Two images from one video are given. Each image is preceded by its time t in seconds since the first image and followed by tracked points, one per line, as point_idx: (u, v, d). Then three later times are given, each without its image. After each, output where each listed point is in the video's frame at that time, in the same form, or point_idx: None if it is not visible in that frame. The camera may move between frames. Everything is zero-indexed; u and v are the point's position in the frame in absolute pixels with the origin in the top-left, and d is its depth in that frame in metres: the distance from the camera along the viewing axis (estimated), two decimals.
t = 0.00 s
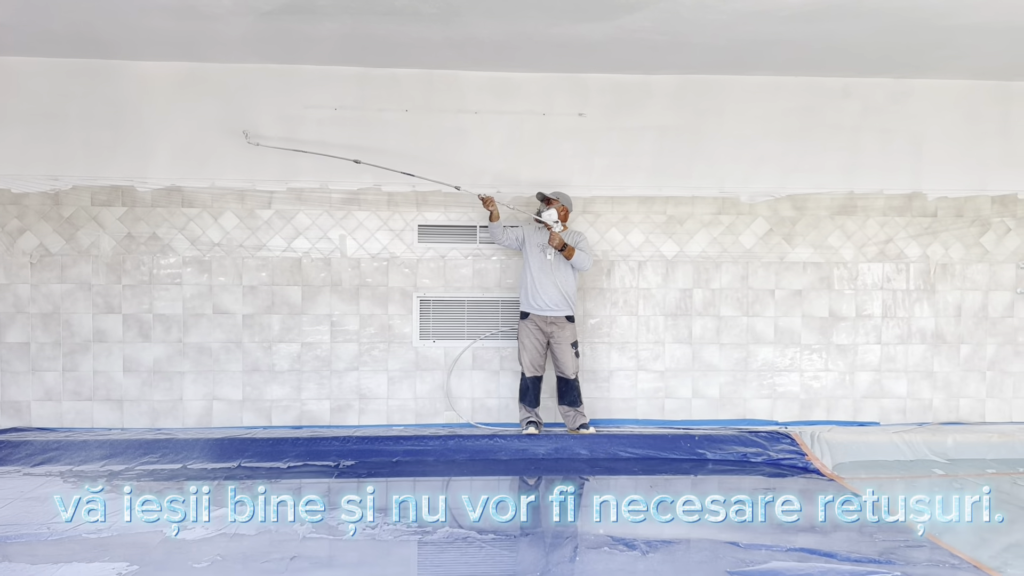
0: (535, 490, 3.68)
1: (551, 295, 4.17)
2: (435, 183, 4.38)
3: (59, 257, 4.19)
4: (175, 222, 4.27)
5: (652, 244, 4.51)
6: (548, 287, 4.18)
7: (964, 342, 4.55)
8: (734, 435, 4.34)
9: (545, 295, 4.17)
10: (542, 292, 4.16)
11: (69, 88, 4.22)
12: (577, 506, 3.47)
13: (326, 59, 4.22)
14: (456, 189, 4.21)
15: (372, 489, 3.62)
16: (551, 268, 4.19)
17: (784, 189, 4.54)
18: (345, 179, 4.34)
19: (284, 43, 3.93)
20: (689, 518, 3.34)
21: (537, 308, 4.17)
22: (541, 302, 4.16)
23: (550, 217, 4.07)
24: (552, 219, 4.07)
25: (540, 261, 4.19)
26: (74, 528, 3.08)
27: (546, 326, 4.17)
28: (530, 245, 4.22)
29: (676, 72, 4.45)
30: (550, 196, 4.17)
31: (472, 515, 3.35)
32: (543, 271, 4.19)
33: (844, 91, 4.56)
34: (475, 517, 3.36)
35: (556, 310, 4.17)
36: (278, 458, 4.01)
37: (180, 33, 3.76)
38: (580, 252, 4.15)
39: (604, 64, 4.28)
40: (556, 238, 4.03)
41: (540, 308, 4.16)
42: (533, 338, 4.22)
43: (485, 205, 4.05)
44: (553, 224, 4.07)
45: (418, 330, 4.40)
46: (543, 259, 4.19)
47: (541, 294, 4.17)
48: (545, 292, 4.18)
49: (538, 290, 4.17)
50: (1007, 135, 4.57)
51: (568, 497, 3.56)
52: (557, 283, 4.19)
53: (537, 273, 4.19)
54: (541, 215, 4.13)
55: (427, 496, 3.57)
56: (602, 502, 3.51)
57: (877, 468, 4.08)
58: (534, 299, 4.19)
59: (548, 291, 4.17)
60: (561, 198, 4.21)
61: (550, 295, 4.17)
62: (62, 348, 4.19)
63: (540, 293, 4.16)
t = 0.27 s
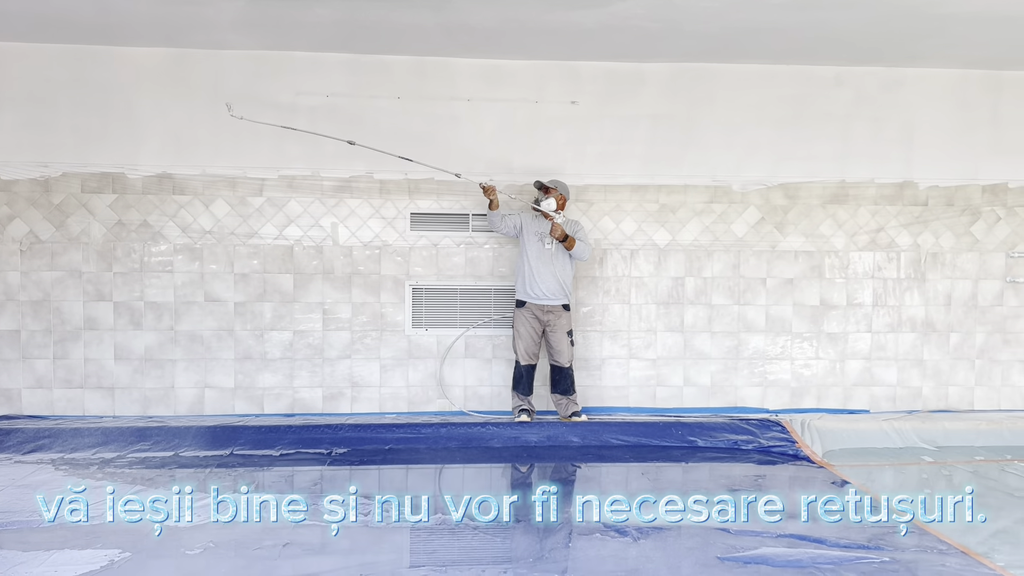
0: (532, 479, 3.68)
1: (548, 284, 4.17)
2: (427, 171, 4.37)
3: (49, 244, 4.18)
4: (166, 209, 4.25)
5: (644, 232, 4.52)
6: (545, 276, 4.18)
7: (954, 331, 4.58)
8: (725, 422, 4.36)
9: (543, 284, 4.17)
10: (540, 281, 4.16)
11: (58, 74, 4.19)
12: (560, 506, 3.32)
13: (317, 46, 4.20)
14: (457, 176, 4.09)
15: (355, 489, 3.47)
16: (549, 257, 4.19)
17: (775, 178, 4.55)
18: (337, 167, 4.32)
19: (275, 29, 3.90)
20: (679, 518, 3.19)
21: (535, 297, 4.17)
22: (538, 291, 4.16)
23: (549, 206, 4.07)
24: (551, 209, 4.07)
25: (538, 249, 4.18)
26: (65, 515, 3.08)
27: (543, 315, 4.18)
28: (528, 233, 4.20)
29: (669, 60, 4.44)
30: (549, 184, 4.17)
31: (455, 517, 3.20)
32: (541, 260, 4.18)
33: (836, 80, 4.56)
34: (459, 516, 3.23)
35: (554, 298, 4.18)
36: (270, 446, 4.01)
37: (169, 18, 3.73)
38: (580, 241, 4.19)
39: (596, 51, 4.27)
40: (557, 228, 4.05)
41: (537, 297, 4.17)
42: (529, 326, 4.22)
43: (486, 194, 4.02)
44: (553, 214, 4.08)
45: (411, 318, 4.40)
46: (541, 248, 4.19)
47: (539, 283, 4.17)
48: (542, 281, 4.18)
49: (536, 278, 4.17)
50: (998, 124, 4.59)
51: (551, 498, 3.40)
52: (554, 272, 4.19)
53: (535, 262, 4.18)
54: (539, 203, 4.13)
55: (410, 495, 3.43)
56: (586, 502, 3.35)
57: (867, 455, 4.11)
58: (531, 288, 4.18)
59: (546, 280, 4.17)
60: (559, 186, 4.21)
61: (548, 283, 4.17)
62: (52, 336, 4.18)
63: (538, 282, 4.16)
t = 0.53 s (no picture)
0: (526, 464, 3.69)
1: (544, 271, 4.17)
2: (419, 157, 4.35)
3: (38, 230, 4.15)
4: (156, 194, 4.23)
5: (637, 219, 4.51)
6: (541, 263, 4.17)
7: (944, 318, 4.60)
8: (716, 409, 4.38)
9: (539, 271, 4.16)
10: (535, 268, 4.15)
11: (46, 57, 4.14)
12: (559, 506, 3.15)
13: (308, 30, 4.17)
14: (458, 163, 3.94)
15: (355, 489, 3.30)
16: (544, 243, 4.19)
17: (768, 165, 4.55)
18: (329, 152, 4.30)
19: (265, 13, 3.87)
20: (687, 518, 3.02)
21: (530, 284, 4.15)
22: (534, 278, 4.15)
23: (545, 193, 4.06)
24: (547, 195, 4.06)
25: (534, 236, 4.17)
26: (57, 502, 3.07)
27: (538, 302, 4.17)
28: (523, 219, 4.18)
29: (662, 46, 4.43)
30: (543, 171, 4.14)
31: (455, 517, 3.03)
32: (537, 247, 4.17)
33: (829, 66, 4.56)
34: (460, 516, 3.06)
35: (549, 285, 4.18)
36: (262, 432, 4.01)
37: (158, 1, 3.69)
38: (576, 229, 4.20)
39: (589, 36, 4.25)
40: (556, 216, 4.03)
41: (532, 284, 4.15)
42: (524, 313, 4.20)
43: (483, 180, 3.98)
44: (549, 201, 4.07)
45: (404, 305, 4.40)
46: (536, 234, 4.17)
47: (535, 270, 4.16)
48: (538, 268, 4.17)
49: (532, 265, 4.16)
50: (990, 112, 4.59)
51: (552, 497, 3.23)
52: (549, 259, 4.19)
53: (530, 249, 4.17)
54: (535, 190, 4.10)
55: (410, 494, 3.27)
56: (586, 502, 3.18)
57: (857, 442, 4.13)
58: (527, 275, 4.16)
59: (542, 267, 4.16)
60: (553, 172, 4.19)
61: (543, 270, 4.16)
62: (42, 322, 4.16)
63: (534, 269, 4.14)
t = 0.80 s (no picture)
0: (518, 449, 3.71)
1: (535, 257, 4.17)
2: (412, 141, 4.33)
3: (28, 213, 4.12)
4: (146, 178, 4.20)
5: (629, 204, 4.51)
6: (532, 249, 4.16)
7: (934, 303, 4.63)
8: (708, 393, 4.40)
9: (530, 257, 4.15)
10: (526, 255, 4.14)
11: (34, 38, 4.10)
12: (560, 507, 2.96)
13: (300, 12, 4.13)
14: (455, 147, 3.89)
15: (355, 489, 3.10)
16: (535, 229, 4.18)
17: (761, 150, 4.55)
18: (320, 136, 4.28)
19: None
20: (695, 519, 2.85)
21: (521, 271, 4.14)
22: (525, 265, 4.14)
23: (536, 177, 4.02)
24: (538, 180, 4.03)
25: (525, 222, 4.16)
26: (49, 486, 3.06)
27: (529, 287, 4.16)
28: (514, 205, 4.16)
29: (655, 30, 4.41)
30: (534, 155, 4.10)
31: (455, 517, 2.85)
32: (528, 233, 4.16)
33: (822, 51, 4.55)
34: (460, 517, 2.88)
35: (539, 271, 4.18)
36: (255, 417, 4.01)
37: None
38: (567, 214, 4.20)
39: (582, 20, 4.23)
40: (551, 201, 4.02)
41: (523, 270, 4.15)
42: (515, 299, 4.18)
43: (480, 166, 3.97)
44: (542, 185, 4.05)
45: (396, 290, 4.39)
46: (527, 221, 4.16)
47: (526, 256, 4.15)
48: (529, 254, 4.16)
49: (523, 252, 4.15)
50: (982, 97, 4.60)
51: (552, 498, 3.04)
52: (540, 245, 4.18)
53: (521, 235, 4.16)
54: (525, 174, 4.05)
55: (410, 494, 3.09)
56: (586, 503, 2.99)
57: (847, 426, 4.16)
58: (518, 261, 4.15)
59: (533, 253, 4.16)
60: (542, 156, 4.15)
61: (534, 256, 4.15)
62: (33, 306, 4.14)
63: (525, 255, 4.13)
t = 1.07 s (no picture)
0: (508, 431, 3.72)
1: (524, 240, 4.15)
2: (403, 123, 4.31)
3: (16, 195, 4.09)
4: (136, 160, 4.17)
5: (622, 186, 4.50)
6: (522, 232, 4.14)
7: (925, 286, 4.65)
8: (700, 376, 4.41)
9: (520, 240, 4.13)
10: (517, 238, 4.12)
11: (20, 18, 4.05)
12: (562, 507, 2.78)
13: None
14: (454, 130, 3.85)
15: (355, 488, 2.92)
16: (524, 212, 4.15)
17: (753, 133, 4.54)
18: (311, 117, 4.25)
19: None
20: (704, 520, 2.67)
21: (511, 254, 4.12)
22: (515, 248, 4.11)
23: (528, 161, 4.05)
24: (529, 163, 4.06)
25: (515, 205, 4.13)
26: (40, 469, 3.05)
27: (517, 270, 4.15)
28: (503, 188, 4.12)
29: (649, 11, 4.38)
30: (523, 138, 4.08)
31: (455, 517, 2.68)
32: (518, 216, 4.13)
33: (816, 33, 4.53)
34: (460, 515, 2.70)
35: (528, 255, 4.16)
36: (246, 400, 4.01)
37: None
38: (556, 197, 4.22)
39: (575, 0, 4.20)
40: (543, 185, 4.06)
41: (514, 254, 4.12)
42: (504, 282, 4.16)
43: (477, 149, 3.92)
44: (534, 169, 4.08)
45: (388, 273, 4.38)
46: (517, 204, 4.13)
47: (516, 240, 4.12)
48: (519, 238, 4.13)
49: (513, 235, 4.12)
50: (975, 80, 4.59)
51: (553, 498, 2.84)
52: (530, 228, 4.17)
53: (512, 218, 4.13)
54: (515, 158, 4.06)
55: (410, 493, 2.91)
56: (586, 502, 2.81)
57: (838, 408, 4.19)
58: (508, 245, 4.12)
59: (523, 236, 4.14)
60: (530, 138, 4.13)
61: (525, 240, 4.13)
62: (22, 289, 4.12)
63: (516, 239, 4.10)
